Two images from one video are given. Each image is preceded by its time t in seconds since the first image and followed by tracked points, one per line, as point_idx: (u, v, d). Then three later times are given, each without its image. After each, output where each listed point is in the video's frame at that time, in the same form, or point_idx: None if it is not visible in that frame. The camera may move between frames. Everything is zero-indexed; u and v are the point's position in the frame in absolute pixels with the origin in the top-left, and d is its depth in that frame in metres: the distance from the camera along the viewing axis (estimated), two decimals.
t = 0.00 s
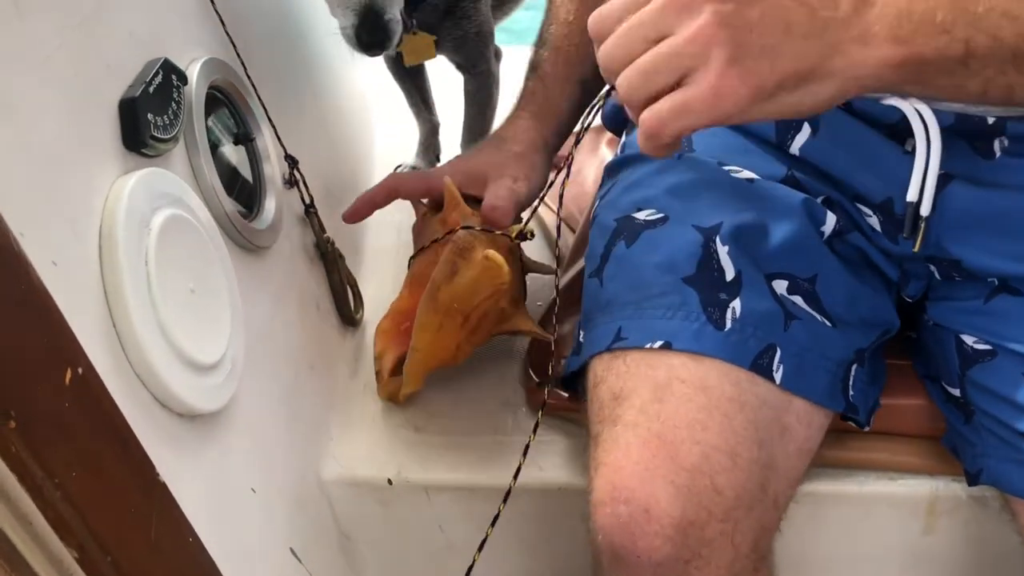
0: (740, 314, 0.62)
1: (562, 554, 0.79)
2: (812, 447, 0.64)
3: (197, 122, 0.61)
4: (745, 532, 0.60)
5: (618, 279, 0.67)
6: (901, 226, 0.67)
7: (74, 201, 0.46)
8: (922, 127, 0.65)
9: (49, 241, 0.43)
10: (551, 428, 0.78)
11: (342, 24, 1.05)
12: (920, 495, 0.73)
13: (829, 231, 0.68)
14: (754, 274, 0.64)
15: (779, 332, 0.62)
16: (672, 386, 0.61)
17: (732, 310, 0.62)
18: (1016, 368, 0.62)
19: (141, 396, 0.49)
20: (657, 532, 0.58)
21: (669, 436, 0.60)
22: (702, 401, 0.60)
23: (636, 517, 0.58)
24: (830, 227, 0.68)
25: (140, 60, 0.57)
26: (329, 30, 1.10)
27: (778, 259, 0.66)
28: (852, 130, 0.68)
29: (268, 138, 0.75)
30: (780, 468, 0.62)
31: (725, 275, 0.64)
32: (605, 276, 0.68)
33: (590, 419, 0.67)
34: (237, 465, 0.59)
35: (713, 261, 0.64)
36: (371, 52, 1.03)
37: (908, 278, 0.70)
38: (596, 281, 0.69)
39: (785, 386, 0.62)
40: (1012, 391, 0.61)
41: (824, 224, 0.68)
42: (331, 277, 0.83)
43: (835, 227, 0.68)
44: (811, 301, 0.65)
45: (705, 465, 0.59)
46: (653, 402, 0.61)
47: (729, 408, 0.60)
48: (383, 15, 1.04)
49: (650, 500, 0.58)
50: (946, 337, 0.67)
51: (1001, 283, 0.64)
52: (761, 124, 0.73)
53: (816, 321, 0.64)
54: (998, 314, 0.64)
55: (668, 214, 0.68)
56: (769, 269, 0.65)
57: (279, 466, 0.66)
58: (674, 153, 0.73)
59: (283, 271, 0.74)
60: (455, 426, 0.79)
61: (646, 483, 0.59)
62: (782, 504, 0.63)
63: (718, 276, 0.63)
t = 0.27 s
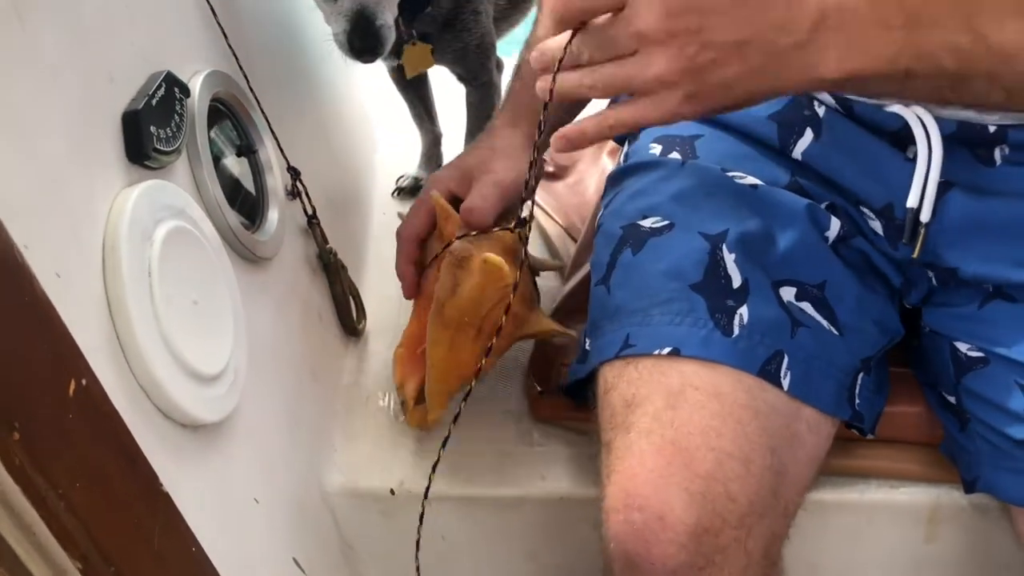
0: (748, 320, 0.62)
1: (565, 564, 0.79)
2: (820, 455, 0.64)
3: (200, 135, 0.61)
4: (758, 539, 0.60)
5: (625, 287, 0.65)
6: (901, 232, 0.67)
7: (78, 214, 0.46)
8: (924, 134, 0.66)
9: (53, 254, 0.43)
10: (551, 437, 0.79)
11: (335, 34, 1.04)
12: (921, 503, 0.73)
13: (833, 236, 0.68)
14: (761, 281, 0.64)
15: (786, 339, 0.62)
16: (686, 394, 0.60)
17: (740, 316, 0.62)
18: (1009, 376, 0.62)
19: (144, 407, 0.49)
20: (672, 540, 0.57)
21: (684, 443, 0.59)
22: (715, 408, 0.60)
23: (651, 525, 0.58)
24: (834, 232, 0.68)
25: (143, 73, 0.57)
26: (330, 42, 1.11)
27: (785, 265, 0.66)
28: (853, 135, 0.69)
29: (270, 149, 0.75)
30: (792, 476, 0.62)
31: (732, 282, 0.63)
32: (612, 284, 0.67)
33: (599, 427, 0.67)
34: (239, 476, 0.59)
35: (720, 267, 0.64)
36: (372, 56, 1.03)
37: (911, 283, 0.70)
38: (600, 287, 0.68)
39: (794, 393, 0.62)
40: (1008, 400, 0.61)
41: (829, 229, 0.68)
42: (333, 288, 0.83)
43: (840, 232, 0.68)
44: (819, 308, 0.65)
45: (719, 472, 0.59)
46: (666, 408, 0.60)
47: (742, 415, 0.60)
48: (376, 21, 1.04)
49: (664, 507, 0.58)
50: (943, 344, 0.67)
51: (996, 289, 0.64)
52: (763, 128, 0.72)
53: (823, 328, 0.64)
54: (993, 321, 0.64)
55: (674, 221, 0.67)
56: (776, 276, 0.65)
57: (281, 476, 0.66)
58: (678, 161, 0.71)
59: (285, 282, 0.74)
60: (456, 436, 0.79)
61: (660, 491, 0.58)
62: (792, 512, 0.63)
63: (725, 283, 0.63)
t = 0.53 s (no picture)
0: (768, 325, 0.60)
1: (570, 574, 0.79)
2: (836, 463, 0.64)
3: (203, 147, 0.62)
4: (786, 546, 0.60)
5: (643, 295, 0.63)
6: (908, 238, 0.67)
7: (82, 226, 0.47)
8: (931, 138, 0.66)
9: (57, 264, 0.44)
10: (556, 448, 0.78)
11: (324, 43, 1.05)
12: (923, 510, 0.73)
13: (847, 239, 0.65)
14: (778, 287, 0.62)
15: (806, 344, 0.60)
16: (716, 403, 0.59)
17: (759, 322, 0.60)
18: (1012, 376, 0.62)
19: (147, 416, 0.49)
20: (706, 548, 0.57)
21: (718, 452, 0.58)
22: (748, 415, 0.58)
23: (686, 535, 0.57)
24: (848, 236, 0.65)
25: (147, 86, 0.58)
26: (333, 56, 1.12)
27: (800, 270, 0.64)
28: (857, 140, 0.68)
29: (274, 160, 0.76)
30: (815, 484, 0.61)
31: (751, 288, 0.61)
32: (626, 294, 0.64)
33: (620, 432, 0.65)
34: (241, 486, 0.59)
35: (738, 273, 0.62)
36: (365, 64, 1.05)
37: (920, 285, 0.68)
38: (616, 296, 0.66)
39: (815, 398, 0.60)
40: (1010, 399, 0.61)
41: (843, 233, 0.65)
42: (337, 298, 0.83)
43: (853, 235, 0.66)
44: (836, 314, 0.63)
45: (753, 480, 0.58)
46: (698, 417, 0.59)
47: (773, 425, 0.59)
48: (367, 33, 1.08)
49: (699, 517, 0.57)
50: (943, 344, 0.67)
51: (998, 289, 0.65)
52: (772, 132, 0.68)
53: (839, 333, 0.63)
54: (997, 320, 0.64)
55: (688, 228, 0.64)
56: (791, 281, 0.63)
57: (283, 486, 0.66)
58: (690, 168, 0.67)
59: (288, 293, 0.74)
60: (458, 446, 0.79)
61: (694, 501, 0.58)
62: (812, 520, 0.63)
63: (743, 288, 0.61)
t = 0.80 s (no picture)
0: (779, 337, 0.59)
1: None
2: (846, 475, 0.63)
3: (207, 157, 0.62)
4: (796, 559, 0.59)
5: (654, 305, 0.63)
6: (924, 246, 0.66)
7: (88, 237, 0.47)
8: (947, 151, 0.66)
9: (63, 275, 0.44)
10: (560, 458, 0.78)
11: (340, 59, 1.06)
12: (928, 520, 0.73)
13: (859, 252, 0.64)
14: (789, 299, 0.61)
15: (816, 357, 0.60)
16: (728, 413, 0.58)
17: (771, 334, 0.59)
18: None
19: (151, 426, 0.50)
20: (717, 561, 0.56)
21: (731, 465, 0.58)
22: (762, 428, 0.58)
23: (696, 545, 0.56)
24: (861, 248, 0.64)
25: (151, 96, 0.58)
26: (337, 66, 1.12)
27: (811, 282, 0.63)
28: (872, 151, 0.68)
29: (276, 169, 0.76)
30: (825, 497, 0.61)
31: (762, 300, 0.61)
32: (638, 303, 0.64)
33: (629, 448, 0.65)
34: (244, 496, 0.59)
35: (750, 285, 0.61)
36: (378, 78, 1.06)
37: (934, 296, 0.68)
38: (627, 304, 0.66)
39: (826, 412, 0.60)
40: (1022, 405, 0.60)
41: (856, 245, 0.64)
42: (339, 306, 0.83)
43: (865, 248, 0.64)
44: (848, 326, 0.63)
45: (764, 492, 0.57)
46: (709, 429, 0.59)
47: (786, 438, 0.58)
48: (380, 45, 1.07)
49: (710, 529, 0.57)
50: (955, 352, 0.66)
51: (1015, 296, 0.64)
52: (785, 142, 0.67)
53: (849, 347, 0.62)
54: (1012, 327, 0.63)
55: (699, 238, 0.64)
56: (803, 293, 0.62)
57: (286, 495, 0.66)
58: (703, 177, 0.67)
59: (291, 303, 0.74)
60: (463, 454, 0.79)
61: (707, 512, 0.57)
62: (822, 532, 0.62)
63: (755, 300, 0.60)
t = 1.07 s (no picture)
0: (781, 341, 0.59)
1: None
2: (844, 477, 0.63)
3: (205, 158, 0.62)
4: (795, 564, 0.58)
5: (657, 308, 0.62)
6: (930, 250, 0.65)
7: (86, 238, 0.47)
8: (954, 159, 0.66)
9: (61, 275, 0.44)
10: (557, 459, 0.78)
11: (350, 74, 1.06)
12: (925, 523, 0.73)
13: (862, 257, 0.64)
14: (791, 303, 0.61)
15: (817, 361, 0.59)
16: (728, 416, 0.58)
17: (772, 338, 0.59)
18: None
19: (147, 426, 0.50)
20: (716, 564, 0.55)
21: (730, 470, 0.57)
22: (761, 431, 0.57)
23: (695, 548, 0.55)
24: (863, 253, 0.64)
25: (150, 97, 0.58)
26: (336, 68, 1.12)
27: (813, 287, 0.62)
28: (874, 154, 0.67)
29: (274, 171, 0.76)
30: (825, 501, 0.60)
31: (764, 304, 0.60)
32: (641, 305, 0.64)
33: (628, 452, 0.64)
34: (240, 497, 0.59)
35: (751, 288, 0.61)
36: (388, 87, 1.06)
37: (936, 300, 0.67)
38: (629, 306, 0.66)
39: (826, 417, 0.59)
40: None
41: (858, 250, 0.63)
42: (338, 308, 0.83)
43: (869, 253, 0.64)
44: (849, 332, 0.62)
45: (764, 497, 0.56)
46: (709, 432, 0.58)
47: (785, 442, 0.57)
48: (388, 57, 1.07)
49: (710, 531, 0.56)
50: (957, 353, 0.66)
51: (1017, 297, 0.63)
52: (788, 146, 0.67)
53: (850, 352, 0.61)
54: (1014, 327, 0.63)
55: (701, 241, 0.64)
56: (805, 297, 0.62)
57: (283, 495, 0.66)
58: (706, 180, 0.68)
59: (288, 305, 0.74)
60: (461, 456, 0.79)
61: (706, 515, 0.56)
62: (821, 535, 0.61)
63: (757, 304, 0.60)
